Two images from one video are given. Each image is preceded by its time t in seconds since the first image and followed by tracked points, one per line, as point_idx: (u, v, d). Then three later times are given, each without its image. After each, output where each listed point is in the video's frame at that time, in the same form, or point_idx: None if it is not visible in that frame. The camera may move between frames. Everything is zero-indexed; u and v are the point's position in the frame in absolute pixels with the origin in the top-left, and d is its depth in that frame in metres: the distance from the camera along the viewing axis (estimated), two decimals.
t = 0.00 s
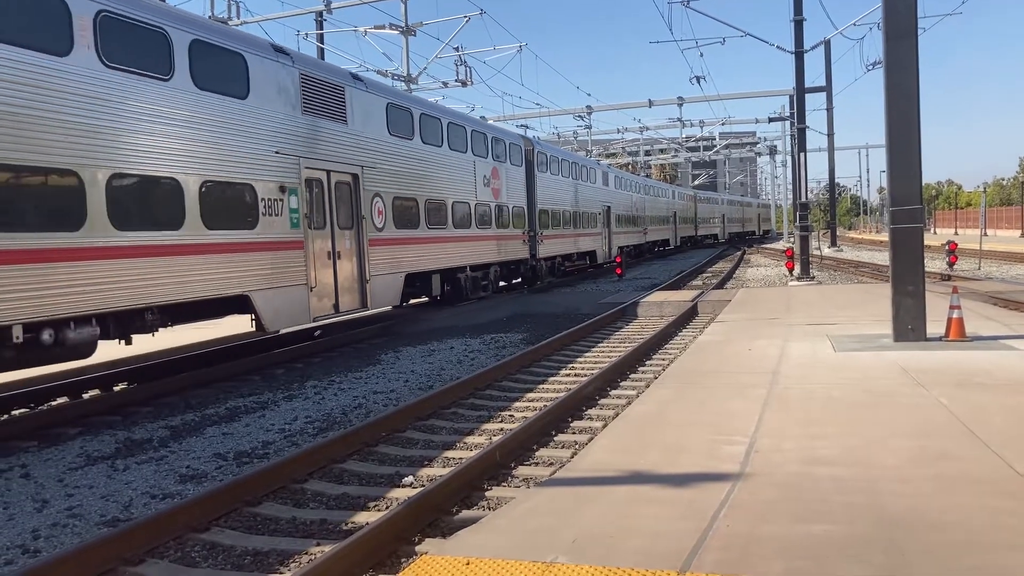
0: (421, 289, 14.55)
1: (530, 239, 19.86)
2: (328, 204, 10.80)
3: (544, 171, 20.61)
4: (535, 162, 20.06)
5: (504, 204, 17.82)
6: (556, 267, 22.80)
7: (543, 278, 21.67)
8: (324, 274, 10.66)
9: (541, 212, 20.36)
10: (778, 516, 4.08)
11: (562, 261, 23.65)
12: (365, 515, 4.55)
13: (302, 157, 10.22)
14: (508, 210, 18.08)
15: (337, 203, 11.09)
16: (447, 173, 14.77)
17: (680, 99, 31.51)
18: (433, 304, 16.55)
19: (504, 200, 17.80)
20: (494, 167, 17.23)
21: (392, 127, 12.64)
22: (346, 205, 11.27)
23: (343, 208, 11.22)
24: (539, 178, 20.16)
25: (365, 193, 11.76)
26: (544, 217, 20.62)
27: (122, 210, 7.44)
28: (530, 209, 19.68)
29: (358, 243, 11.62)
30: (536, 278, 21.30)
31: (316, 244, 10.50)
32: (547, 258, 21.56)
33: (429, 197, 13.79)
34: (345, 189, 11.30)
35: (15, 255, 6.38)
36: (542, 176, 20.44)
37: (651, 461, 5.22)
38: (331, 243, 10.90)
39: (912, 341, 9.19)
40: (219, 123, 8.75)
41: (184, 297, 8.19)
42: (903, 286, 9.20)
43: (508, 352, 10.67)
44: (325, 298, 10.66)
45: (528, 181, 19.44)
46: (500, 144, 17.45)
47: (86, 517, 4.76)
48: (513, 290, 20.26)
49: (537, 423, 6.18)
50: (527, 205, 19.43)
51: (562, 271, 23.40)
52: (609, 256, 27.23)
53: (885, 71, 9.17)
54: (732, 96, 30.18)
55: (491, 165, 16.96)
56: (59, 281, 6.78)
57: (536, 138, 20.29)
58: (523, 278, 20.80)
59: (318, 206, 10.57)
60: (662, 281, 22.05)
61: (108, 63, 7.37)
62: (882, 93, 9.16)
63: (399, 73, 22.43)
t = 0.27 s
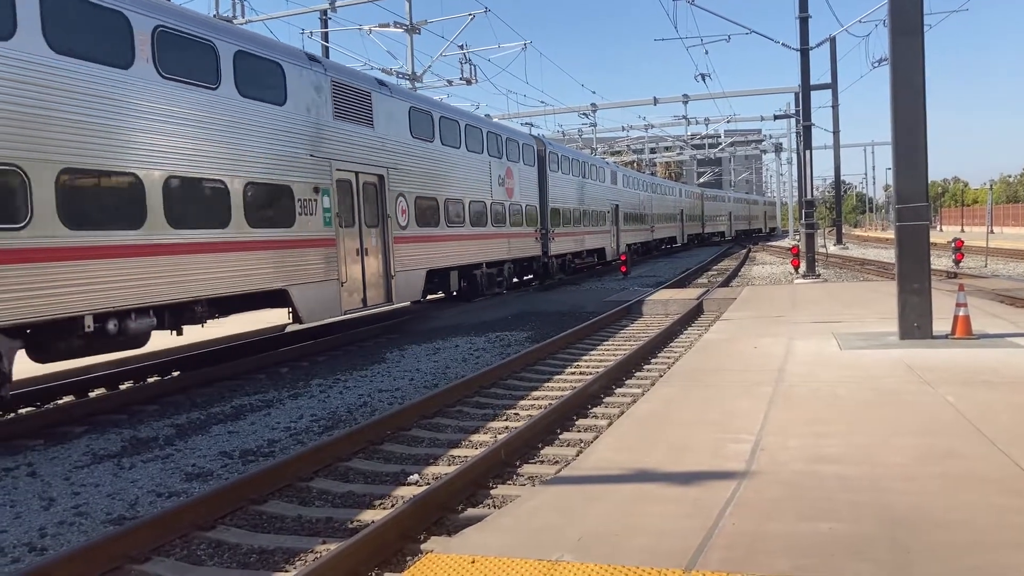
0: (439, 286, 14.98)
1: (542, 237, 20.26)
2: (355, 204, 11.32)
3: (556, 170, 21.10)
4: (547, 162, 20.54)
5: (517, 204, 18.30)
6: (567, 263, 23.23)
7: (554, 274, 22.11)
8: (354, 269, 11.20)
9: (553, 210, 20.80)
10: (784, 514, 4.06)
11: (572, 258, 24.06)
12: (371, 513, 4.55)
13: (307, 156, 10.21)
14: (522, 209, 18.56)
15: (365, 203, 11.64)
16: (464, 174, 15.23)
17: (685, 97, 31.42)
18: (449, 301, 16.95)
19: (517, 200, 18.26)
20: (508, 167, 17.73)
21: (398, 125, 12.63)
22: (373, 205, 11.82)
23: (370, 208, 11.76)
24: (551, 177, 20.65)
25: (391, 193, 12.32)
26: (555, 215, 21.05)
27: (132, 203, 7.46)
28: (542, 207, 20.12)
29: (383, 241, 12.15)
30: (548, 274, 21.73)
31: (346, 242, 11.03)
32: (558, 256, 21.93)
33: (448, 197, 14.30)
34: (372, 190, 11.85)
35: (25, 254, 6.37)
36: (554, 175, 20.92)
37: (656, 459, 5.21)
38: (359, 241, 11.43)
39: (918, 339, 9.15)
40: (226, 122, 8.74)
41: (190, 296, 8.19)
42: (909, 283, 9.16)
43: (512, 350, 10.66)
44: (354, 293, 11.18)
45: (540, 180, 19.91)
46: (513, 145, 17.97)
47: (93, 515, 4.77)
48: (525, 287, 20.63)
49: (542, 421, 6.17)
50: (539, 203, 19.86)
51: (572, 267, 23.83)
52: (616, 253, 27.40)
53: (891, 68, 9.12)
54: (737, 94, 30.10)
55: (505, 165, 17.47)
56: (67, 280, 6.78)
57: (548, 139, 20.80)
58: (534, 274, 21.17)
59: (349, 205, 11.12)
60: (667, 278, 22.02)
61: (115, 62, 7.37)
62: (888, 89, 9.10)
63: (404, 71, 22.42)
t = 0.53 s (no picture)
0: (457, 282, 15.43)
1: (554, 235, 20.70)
2: (381, 204, 11.94)
3: (568, 170, 21.59)
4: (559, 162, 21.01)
5: (530, 202, 18.81)
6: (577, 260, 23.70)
7: (565, 271, 22.59)
8: (380, 266, 11.81)
9: (565, 209, 21.29)
10: (789, 513, 4.06)
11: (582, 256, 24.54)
12: (376, 512, 4.56)
13: (312, 155, 10.22)
14: (535, 208, 19.06)
15: (390, 203, 12.23)
16: (474, 174, 15.45)
17: (689, 95, 31.35)
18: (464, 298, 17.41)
19: (530, 199, 18.75)
20: (521, 168, 18.22)
21: (404, 125, 12.63)
22: (397, 205, 12.41)
23: (395, 207, 12.36)
24: (563, 177, 21.15)
25: (414, 194, 12.91)
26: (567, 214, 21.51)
27: (139, 203, 7.48)
28: (554, 206, 20.59)
29: (407, 239, 12.78)
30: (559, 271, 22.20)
31: (373, 240, 11.65)
32: (569, 254, 22.34)
33: (453, 196, 14.30)
34: (396, 190, 12.42)
35: (32, 254, 6.38)
36: (566, 176, 21.41)
37: (661, 457, 5.21)
38: (385, 238, 12.06)
39: (923, 338, 9.13)
40: (232, 122, 8.75)
41: (196, 295, 8.20)
42: (915, 282, 9.13)
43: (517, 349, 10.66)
44: (380, 288, 11.78)
45: (552, 180, 20.37)
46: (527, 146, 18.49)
47: (99, 513, 4.79)
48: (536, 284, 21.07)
49: (547, 420, 6.18)
50: (551, 202, 20.32)
51: (581, 265, 24.29)
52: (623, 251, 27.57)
53: (896, 66, 9.10)
54: (741, 93, 30.05)
55: (519, 166, 17.98)
56: (73, 280, 6.78)
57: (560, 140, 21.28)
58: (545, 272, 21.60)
59: (376, 205, 11.72)
60: (672, 277, 21.99)
61: (122, 62, 7.39)
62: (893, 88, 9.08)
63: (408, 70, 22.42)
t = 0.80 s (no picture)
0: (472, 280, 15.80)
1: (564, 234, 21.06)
2: (405, 204, 12.44)
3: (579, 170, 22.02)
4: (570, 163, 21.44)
5: (542, 202, 19.26)
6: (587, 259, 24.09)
7: (575, 268, 22.98)
8: (403, 263, 12.35)
9: (575, 209, 21.71)
10: (792, 512, 4.04)
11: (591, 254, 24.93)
12: (379, 511, 4.55)
13: (316, 155, 10.21)
14: (546, 208, 19.51)
15: (413, 203, 12.77)
16: (479, 174, 15.44)
17: (693, 94, 31.29)
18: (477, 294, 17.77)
19: (542, 199, 19.19)
20: (533, 169, 18.65)
21: (408, 124, 12.62)
22: (419, 205, 12.95)
23: (416, 207, 12.89)
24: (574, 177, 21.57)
25: (434, 195, 13.46)
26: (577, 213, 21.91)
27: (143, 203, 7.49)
28: (564, 205, 20.99)
29: (427, 238, 13.30)
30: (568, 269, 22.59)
31: (397, 238, 12.17)
32: (578, 252, 22.67)
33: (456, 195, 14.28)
34: (418, 191, 12.96)
35: (36, 253, 6.39)
36: (576, 176, 21.83)
37: (665, 457, 5.19)
38: (408, 237, 12.57)
39: (928, 337, 9.09)
40: (236, 122, 8.75)
41: (199, 295, 8.20)
42: (918, 281, 9.10)
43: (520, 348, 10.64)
44: (403, 284, 12.31)
45: (563, 180, 20.79)
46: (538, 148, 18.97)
47: (102, 512, 4.80)
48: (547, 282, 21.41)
49: (550, 419, 6.17)
50: (561, 200, 20.70)
51: (590, 263, 24.67)
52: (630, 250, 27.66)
53: (899, 65, 9.07)
54: (745, 92, 30.00)
55: (531, 168, 18.44)
56: (77, 279, 6.80)
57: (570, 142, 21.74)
58: (555, 270, 21.96)
59: (399, 205, 12.26)
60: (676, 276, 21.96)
61: (126, 62, 7.38)
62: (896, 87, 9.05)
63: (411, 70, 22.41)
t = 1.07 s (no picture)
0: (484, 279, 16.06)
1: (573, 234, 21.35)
2: (424, 205, 12.93)
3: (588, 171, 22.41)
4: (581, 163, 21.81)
5: (553, 203, 19.64)
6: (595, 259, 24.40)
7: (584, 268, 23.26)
8: (424, 262, 12.87)
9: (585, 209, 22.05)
10: (795, 512, 4.03)
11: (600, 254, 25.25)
12: (381, 511, 4.55)
13: (320, 155, 10.22)
14: (557, 208, 19.92)
15: (433, 204, 13.30)
16: (483, 174, 15.44)
17: (696, 94, 31.24)
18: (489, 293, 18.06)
19: (553, 200, 19.57)
20: (545, 170, 19.02)
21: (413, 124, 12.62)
22: (439, 205, 13.48)
23: (437, 208, 13.42)
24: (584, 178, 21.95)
25: (451, 196, 13.98)
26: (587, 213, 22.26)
27: (148, 204, 7.51)
28: (574, 206, 21.32)
29: (445, 238, 13.78)
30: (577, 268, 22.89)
31: (419, 238, 12.68)
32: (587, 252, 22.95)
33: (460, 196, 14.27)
34: (437, 192, 13.49)
35: (40, 254, 6.40)
36: (586, 177, 22.19)
37: (668, 457, 5.18)
38: (428, 236, 13.05)
39: (931, 337, 9.07)
40: (239, 122, 8.76)
41: (202, 295, 8.20)
42: (922, 281, 9.09)
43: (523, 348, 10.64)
44: (423, 282, 12.81)
45: (575, 180, 21.14)
46: (550, 150, 19.39)
47: (105, 512, 4.80)
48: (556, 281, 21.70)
49: (554, 420, 6.17)
50: (572, 200, 21.01)
51: (599, 262, 24.98)
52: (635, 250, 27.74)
53: (902, 65, 9.04)
54: (748, 92, 29.96)
55: (543, 169, 18.84)
56: (80, 280, 6.80)
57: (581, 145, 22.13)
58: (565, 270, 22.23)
59: (421, 206, 12.79)
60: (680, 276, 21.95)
61: (130, 62, 7.40)
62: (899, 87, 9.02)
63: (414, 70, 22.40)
